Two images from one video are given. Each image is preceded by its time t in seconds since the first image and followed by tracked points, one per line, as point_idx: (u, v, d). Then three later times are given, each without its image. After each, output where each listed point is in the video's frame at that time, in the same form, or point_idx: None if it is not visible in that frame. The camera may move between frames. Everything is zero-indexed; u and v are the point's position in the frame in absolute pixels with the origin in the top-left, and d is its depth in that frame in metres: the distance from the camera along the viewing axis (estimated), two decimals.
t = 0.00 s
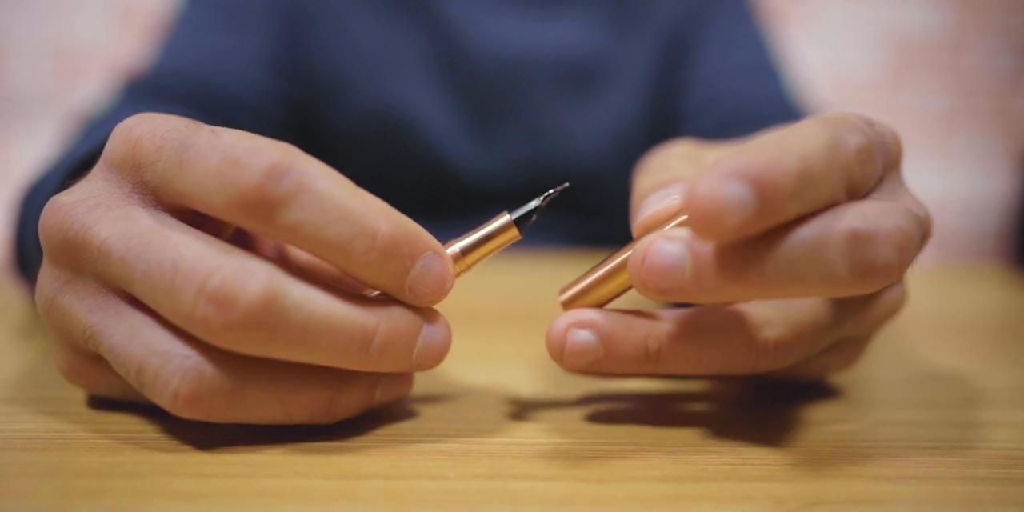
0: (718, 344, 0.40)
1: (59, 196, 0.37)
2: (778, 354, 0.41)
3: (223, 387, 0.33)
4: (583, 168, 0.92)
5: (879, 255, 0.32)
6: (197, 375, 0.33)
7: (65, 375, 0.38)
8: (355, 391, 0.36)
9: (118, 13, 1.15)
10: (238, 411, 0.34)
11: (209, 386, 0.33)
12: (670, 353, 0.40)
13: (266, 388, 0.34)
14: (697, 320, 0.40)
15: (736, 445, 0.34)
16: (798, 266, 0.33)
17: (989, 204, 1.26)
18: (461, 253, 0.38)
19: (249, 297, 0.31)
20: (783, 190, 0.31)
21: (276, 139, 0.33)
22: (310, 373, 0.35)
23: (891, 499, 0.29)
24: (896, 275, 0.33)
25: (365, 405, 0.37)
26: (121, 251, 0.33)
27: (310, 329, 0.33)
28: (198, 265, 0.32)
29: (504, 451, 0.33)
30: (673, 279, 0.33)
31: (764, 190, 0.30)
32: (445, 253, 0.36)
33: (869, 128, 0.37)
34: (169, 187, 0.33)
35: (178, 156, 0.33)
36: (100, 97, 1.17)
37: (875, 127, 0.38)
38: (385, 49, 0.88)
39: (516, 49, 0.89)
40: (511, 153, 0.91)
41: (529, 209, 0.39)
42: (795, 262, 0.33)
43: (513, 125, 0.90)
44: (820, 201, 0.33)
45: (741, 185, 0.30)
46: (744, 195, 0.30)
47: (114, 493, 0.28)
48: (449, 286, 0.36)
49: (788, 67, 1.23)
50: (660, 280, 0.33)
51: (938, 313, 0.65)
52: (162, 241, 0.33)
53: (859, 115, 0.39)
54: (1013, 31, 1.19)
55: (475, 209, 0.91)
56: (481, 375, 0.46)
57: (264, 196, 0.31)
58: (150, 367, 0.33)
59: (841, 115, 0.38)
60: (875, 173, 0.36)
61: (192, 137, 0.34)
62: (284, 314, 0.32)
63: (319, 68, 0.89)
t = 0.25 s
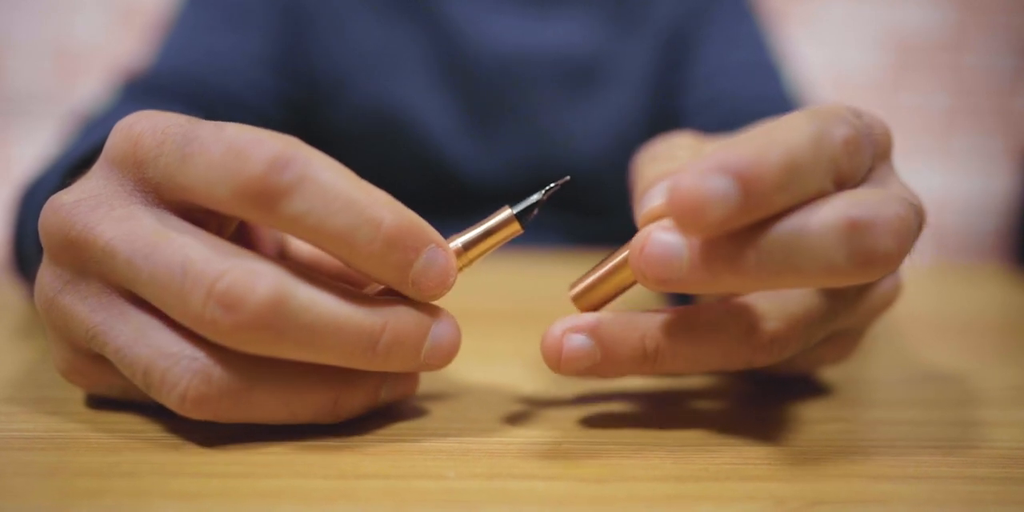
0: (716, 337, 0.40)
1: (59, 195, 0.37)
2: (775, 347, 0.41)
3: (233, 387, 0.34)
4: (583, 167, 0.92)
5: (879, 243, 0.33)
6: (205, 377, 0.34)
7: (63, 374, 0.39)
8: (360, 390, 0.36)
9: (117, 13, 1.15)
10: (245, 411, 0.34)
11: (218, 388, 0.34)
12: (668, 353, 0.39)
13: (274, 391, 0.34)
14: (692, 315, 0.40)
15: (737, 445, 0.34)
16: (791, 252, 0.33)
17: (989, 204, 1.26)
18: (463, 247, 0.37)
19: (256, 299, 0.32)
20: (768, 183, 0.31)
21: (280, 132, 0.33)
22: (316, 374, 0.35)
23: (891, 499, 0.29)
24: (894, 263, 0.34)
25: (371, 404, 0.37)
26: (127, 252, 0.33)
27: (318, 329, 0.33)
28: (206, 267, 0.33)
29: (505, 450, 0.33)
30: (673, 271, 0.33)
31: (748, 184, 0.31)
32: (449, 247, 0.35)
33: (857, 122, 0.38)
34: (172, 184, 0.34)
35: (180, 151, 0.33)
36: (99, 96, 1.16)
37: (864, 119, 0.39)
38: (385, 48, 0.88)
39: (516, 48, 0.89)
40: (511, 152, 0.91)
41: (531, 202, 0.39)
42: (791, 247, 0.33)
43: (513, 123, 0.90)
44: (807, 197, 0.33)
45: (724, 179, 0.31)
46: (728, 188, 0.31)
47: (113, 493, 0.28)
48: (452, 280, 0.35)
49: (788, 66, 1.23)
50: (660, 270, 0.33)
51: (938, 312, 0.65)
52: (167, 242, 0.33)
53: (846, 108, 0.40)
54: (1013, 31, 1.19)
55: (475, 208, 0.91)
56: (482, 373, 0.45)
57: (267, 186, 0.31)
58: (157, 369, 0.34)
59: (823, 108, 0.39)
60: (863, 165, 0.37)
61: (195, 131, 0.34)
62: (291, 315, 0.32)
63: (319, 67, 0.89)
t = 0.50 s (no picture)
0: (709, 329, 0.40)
1: (57, 193, 0.37)
2: (764, 339, 0.41)
3: (237, 387, 0.34)
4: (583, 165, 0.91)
5: (882, 233, 0.34)
6: (208, 377, 0.33)
7: (61, 372, 0.38)
8: (363, 389, 0.36)
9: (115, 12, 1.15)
10: (248, 412, 0.34)
11: (222, 388, 0.33)
12: (665, 351, 0.39)
13: (279, 391, 0.34)
14: (689, 309, 0.40)
15: (738, 443, 0.34)
16: (790, 242, 0.33)
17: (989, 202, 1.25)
18: (465, 241, 0.37)
19: (262, 301, 0.32)
20: (766, 172, 0.31)
21: (283, 124, 0.33)
22: (319, 374, 0.35)
23: (892, 497, 0.29)
24: (894, 255, 0.35)
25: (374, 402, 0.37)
26: (129, 251, 0.33)
27: (323, 330, 0.33)
28: (211, 267, 0.33)
29: (504, 449, 0.33)
30: (675, 262, 0.33)
31: (744, 173, 0.31)
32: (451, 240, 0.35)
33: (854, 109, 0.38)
34: (174, 181, 0.34)
35: (181, 145, 0.33)
36: (97, 94, 1.16)
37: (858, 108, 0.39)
38: (385, 46, 0.88)
39: (516, 46, 0.88)
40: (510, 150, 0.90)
41: (532, 195, 0.39)
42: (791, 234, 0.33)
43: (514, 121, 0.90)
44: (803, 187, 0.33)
45: (720, 167, 0.30)
46: (724, 178, 0.30)
47: (111, 492, 0.28)
48: (455, 274, 0.35)
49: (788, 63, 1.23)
50: (662, 261, 0.33)
51: (938, 310, 0.65)
52: (169, 242, 0.33)
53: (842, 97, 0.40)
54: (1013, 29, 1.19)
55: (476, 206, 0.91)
56: (481, 372, 0.45)
57: (270, 177, 0.31)
58: (160, 368, 0.34)
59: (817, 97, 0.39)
60: (862, 152, 0.37)
61: (196, 124, 0.34)
62: (297, 316, 0.33)
63: (319, 65, 0.89)
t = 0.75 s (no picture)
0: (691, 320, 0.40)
1: (54, 192, 0.37)
2: (747, 330, 0.41)
3: (240, 386, 0.34)
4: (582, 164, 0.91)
5: (869, 225, 0.34)
6: (210, 377, 0.33)
7: (58, 372, 0.38)
8: (364, 386, 0.36)
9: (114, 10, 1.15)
10: (250, 410, 0.34)
11: (224, 388, 0.33)
12: (644, 339, 0.39)
13: (281, 388, 0.34)
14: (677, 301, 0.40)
15: (738, 442, 0.34)
16: (779, 235, 0.33)
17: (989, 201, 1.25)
18: (467, 234, 0.37)
19: (265, 300, 0.32)
20: (760, 160, 0.31)
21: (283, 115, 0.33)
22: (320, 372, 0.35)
23: (892, 497, 0.29)
24: (883, 247, 0.35)
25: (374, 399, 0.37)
26: (131, 250, 0.33)
27: (326, 328, 0.33)
28: (214, 267, 0.32)
29: (504, 448, 0.33)
30: (662, 260, 0.33)
31: (741, 160, 0.31)
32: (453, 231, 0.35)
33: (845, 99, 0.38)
34: (175, 179, 0.33)
35: (181, 139, 0.33)
36: (95, 93, 1.16)
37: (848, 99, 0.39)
38: (384, 45, 0.88)
39: (515, 45, 0.88)
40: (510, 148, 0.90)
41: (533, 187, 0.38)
42: (778, 226, 0.33)
43: (513, 120, 0.90)
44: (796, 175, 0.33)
45: (717, 154, 0.30)
46: (723, 166, 0.30)
47: (108, 492, 0.28)
48: (458, 267, 0.35)
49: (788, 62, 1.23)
50: (648, 257, 0.33)
51: (939, 310, 0.65)
52: (171, 241, 0.33)
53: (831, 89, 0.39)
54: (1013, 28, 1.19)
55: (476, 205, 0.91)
56: (481, 370, 0.45)
57: (271, 170, 0.31)
58: (162, 368, 0.34)
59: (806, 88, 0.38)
60: (852, 140, 0.37)
61: (196, 119, 0.34)
62: (299, 315, 0.32)
63: (318, 64, 0.88)
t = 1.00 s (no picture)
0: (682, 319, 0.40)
1: (55, 192, 0.37)
2: (744, 327, 0.41)
3: (241, 387, 0.34)
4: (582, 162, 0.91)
5: (853, 223, 0.33)
6: (211, 378, 0.33)
7: (57, 372, 0.38)
8: (363, 384, 0.36)
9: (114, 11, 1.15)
10: (251, 410, 0.34)
11: (225, 390, 0.33)
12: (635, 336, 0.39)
13: (283, 388, 0.34)
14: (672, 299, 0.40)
15: (739, 443, 0.34)
16: (762, 236, 0.33)
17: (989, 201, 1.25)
18: (468, 235, 0.37)
19: (267, 301, 0.32)
20: (754, 151, 0.30)
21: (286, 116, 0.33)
22: (320, 370, 0.35)
23: (893, 498, 0.29)
24: (868, 244, 0.34)
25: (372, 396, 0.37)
26: (132, 252, 0.33)
27: (328, 330, 0.33)
28: (216, 268, 0.32)
29: (503, 449, 0.33)
30: (647, 260, 0.34)
31: (736, 152, 0.30)
32: (456, 233, 0.35)
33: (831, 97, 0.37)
34: (178, 180, 0.33)
35: (183, 140, 0.33)
36: (95, 92, 1.16)
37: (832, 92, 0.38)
38: (384, 44, 0.88)
39: (515, 44, 0.88)
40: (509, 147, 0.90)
41: (537, 190, 0.38)
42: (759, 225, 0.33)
43: (513, 119, 0.90)
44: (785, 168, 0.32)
45: (715, 146, 0.29)
46: (723, 156, 0.29)
47: (106, 493, 0.28)
48: (460, 268, 0.35)
49: (788, 61, 1.23)
50: (631, 259, 0.34)
51: (939, 310, 0.65)
52: (172, 242, 0.33)
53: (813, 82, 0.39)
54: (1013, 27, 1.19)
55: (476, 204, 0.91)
56: (481, 370, 0.45)
57: (275, 170, 0.31)
58: (163, 370, 0.33)
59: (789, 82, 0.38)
60: (835, 133, 0.36)
61: (198, 120, 0.33)
62: (302, 317, 0.32)
63: (317, 63, 0.88)
